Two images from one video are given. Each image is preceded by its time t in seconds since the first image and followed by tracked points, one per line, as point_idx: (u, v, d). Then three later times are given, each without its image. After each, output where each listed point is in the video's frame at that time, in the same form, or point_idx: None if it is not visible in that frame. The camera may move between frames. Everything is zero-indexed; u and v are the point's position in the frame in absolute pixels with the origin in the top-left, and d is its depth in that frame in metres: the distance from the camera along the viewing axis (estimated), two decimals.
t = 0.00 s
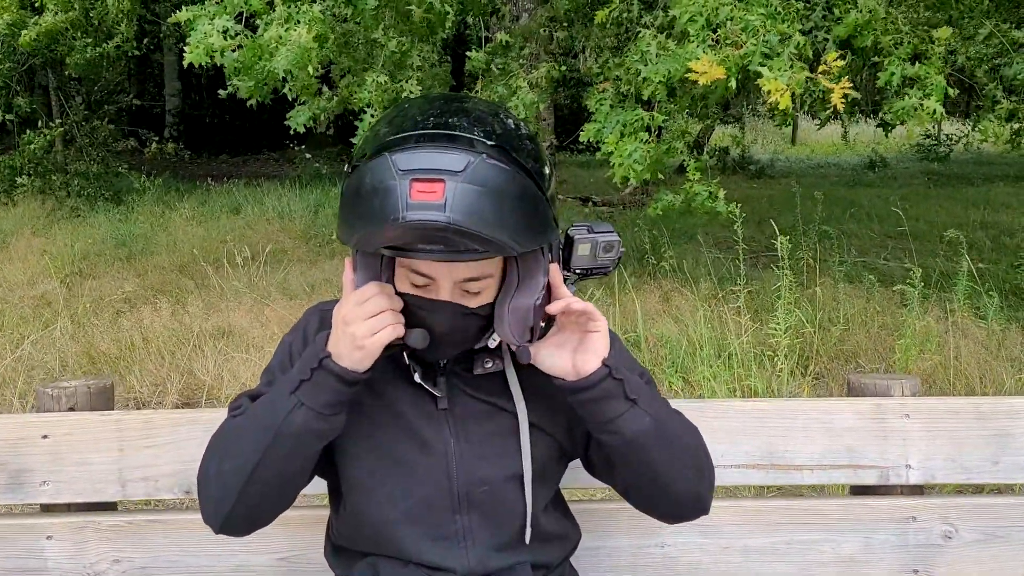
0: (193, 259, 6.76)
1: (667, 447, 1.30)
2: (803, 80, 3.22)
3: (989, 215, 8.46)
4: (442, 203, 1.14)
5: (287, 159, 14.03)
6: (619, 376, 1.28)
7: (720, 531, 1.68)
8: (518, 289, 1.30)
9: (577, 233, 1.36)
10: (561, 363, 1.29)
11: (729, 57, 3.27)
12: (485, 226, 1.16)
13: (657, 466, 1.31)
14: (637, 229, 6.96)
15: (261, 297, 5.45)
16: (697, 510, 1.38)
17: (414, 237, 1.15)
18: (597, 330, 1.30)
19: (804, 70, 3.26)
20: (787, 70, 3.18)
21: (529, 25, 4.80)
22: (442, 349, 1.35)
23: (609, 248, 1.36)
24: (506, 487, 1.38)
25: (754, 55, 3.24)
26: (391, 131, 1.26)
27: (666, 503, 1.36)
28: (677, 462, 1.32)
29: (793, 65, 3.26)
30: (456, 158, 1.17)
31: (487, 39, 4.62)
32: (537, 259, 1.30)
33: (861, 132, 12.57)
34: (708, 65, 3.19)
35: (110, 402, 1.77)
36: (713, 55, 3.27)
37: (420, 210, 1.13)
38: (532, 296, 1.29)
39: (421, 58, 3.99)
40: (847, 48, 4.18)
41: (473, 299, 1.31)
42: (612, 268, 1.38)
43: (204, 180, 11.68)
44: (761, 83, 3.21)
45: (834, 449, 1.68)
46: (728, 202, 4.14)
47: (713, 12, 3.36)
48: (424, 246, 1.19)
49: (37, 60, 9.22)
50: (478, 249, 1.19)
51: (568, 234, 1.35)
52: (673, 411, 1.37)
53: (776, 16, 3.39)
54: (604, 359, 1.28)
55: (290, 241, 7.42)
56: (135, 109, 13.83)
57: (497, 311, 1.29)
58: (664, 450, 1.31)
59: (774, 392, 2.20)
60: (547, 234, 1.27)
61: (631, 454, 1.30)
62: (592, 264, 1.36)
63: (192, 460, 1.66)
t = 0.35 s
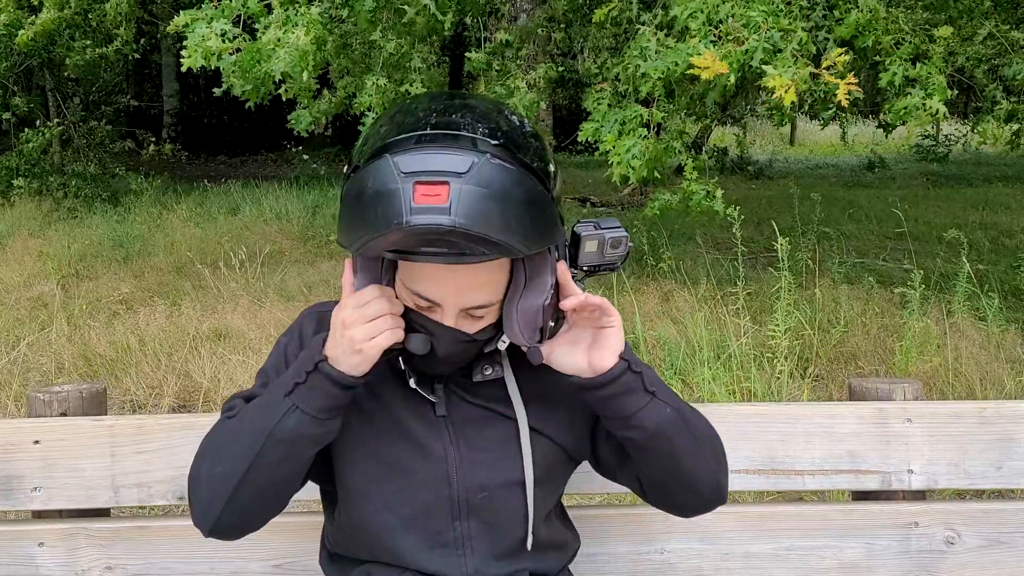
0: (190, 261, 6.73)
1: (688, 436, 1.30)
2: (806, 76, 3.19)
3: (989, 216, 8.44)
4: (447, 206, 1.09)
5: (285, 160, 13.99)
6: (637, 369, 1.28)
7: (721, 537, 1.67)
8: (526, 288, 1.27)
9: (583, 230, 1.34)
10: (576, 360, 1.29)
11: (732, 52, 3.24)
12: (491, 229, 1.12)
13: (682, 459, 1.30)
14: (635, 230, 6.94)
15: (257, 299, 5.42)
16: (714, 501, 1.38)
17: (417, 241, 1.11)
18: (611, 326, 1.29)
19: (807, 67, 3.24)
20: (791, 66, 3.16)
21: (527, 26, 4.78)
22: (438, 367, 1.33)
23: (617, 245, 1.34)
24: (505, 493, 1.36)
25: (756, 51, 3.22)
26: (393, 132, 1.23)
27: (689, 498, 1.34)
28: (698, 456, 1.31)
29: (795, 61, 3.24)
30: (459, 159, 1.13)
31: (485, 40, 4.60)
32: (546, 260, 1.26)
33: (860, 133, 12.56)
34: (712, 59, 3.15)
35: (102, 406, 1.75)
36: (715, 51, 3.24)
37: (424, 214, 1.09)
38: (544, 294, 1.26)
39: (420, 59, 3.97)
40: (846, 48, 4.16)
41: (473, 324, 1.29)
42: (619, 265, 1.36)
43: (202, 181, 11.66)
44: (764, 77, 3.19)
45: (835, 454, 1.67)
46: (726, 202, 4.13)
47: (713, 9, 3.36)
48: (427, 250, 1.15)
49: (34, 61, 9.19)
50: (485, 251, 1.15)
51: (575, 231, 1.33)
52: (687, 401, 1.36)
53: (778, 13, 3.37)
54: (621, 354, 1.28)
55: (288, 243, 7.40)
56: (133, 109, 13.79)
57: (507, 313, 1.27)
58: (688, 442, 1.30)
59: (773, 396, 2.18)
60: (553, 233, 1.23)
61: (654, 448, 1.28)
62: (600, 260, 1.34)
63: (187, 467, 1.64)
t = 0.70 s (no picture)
0: (187, 262, 6.71)
1: (713, 413, 1.29)
2: (809, 70, 3.17)
3: (988, 217, 8.41)
4: (435, 190, 1.06)
5: (283, 161, 13.96)
6: (660, 349, 1.26)
7: (720, 543, 1.65)
8: (532, 275, 1.24)
9: (585, 210, 1.26)
10: (597, 348, 1.26)
11: (733, 47, 3.21)
12: (484, 211, 1.09)
13: (707, 438, 1.28)
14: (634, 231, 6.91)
15: (253, 301, 5.39)
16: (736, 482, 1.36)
17: (407, 231, 1.08)
18: (630, 309, 1.25)
19: (810, 61, 3.22)
20: (793, 61, 3.15)
21: (525, 26, 4.75)
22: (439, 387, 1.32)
23: (622, 221, 1.26)
24: (509, 496, 1.35)
25: (757, 47, 3.19)
26: (379, 127, 1.21)
27: (714, 479, 1.32)
28: (720, 434, 1.30)
29: (796, 57, 3.22)
30: (446, 144, 1.10)
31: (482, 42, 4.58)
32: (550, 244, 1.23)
33: (859, 133, 12.53)
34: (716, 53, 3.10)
35: (93, 412, 1.73)
36: (716, 46, 3.22)
37: (413, 201, 1.06)
38: (551, 279, 1.24)
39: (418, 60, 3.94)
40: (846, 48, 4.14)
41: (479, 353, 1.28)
42: (627, 243, 1.28)
43: (199, 182, 11.63)
44: (767, 72, 3.16)
45: (834, 458, 1.65)
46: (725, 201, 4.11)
47: (713, 6, 3.34)
48: (421, 241, 1.12)
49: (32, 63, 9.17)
50: (481, 236, 1.12)
51: (576, 211, 1.25)
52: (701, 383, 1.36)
53: (779, 10, 3.34)
54: (642, 336, 1.26)
55: (285, 244, 7.37)
56: (131, 111, 13.77)
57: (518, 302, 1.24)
58: (712, 421, 1.29)
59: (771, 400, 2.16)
60: (552, 208, 1.20)
61: (679, 428, 1.27)
62: (607, 238, 1.27)
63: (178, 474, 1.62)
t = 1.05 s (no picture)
0: (185, 263, 6.68)
1: (732, 393, 1.26)
2: (811, 68, 3.15)
3: (988, 218, 8.40)
4: (412, 180, 1.05)
5: (281, 162, 13.95)
6: (680, 331, 1.22)
7: (720, 547, 1.64)
8: (534, 260, 1.19)
9: (579, 188, 1.20)
10: (613, 335, 1.23)
11: (733, 46, 3.20)
12: (467, 197, 1.06)
13: (727, 419, 1.24)
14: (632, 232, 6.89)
15: (250, 303, 5.38)
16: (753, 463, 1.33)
17: (393, 226, 1.06)
18: (643, 290, 1.22)
19: (811, 59, 3.20)
20: (793, 59, 3.13)
21: (524, 27, 4.74)
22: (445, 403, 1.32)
23: (620, 197, 1.20)
24: (510, 496, 1.34)
25: (758, 46, 3.18)
26: (356, 128, 1.21)
27: (733, 461, 1.28)
28: (740, 414, 1.26)
29: (797, 56, 3.20)
30: (419, 134, 1.09)
31: (481, 42, 4.57)
32: (547, 227, 1.18)
33: (858, 134, 12.52)
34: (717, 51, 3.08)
35: (86, 416, 1.71)
36: (716, 46, 3.20)
37: (390, 193, 1.04)
38: (554, 264, 1.19)
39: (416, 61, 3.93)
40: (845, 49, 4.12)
41: (489, 369, 1.28)
42: (629, 219, 1.22)
43: (198, 183, 11.62)
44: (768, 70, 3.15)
45: (835, 460, 1.64)
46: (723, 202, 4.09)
47: (712, 5, 3.31)
48: (413, 240, 1.10)
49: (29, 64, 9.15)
50: (470, 224, 1.09)
51: (569, 191, 1.20)
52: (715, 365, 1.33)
53: (778, 10, 3.33)
54: (659, 318, 1.22)
55: (284, 245, 7.36)
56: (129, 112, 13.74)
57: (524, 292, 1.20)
58: (733, 402, 1.26)
59: (770, 403, 2.14)
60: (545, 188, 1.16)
61: (701, 410, 1.23)
62: (606, 217, 1.21)
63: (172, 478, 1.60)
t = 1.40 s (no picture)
0: (182, 264, 6.67)
1: (742, 379, 1.23)
2: (810, 68, 3.14)
3: (987, 219, 8.39)
4: (382, 183, 1.04)
5: (279, 163, 13.93)
6: (690, 316, 1.20)
7: (719, 552, 1.62)
8: (526, 254, 1.14)
9: (565, 174, 1.18)
10: (620, 323, 1.20)
11: (732, 46, 3.19)
12: (439, 191, 1.04)
13: (738, 405, 1.22)
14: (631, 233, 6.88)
15: (248, 304, 5.36)
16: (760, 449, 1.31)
17: (371, 232, 1.04)
18: (646, 275, 1.19)
19: (809, 58, 3.19)
20: (792, 58, 3.12)
21: (522, 28, 4.72)
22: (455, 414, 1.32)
23: (606, 178, 1.18)
24: (510, 497, 1.33)
25: (757, 45, 3.16)
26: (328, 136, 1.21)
27: (742, 449, 1.27)
28: (750, 400, 1.24)
29: (797, 55, 3.19)
30: (386, 138, 1.08)
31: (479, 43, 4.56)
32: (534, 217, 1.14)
33: (857, 135, 12.51)
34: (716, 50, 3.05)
35: (80, 419, 1.70)
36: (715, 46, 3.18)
37: (361, 200, 1.04)
38: (547, 255, 1.14)
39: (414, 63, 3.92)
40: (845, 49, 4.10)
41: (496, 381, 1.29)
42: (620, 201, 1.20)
43: (196, 183, 11.60)
44: (767, 69, 3.14)
45: (836, 464, 1.63)
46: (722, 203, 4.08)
47: (712, 5, 3.28)
48: (396, 247, 1.06)
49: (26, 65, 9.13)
50: (450, 223, 1.06)
51: (555, 179, 1.18)
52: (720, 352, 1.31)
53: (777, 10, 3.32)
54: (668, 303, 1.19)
55: (281, 246, 7.34)
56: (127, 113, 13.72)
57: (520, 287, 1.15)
58: (743, 388, 1.24)
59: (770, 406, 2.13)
60: (527, 180, 1.13)
61: (710, 397, 1.21)
62: (595, 200, 1.18)
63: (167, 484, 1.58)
